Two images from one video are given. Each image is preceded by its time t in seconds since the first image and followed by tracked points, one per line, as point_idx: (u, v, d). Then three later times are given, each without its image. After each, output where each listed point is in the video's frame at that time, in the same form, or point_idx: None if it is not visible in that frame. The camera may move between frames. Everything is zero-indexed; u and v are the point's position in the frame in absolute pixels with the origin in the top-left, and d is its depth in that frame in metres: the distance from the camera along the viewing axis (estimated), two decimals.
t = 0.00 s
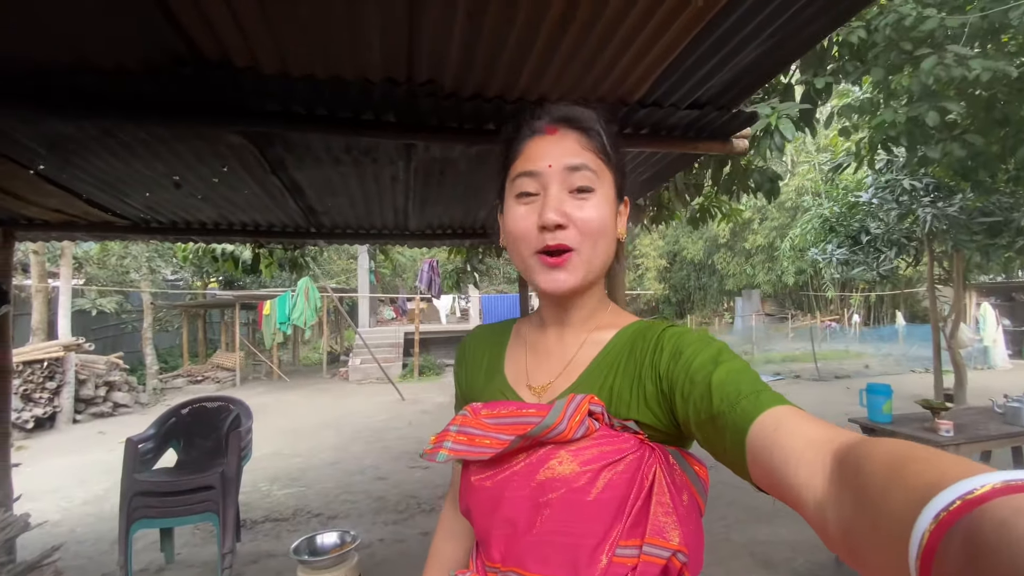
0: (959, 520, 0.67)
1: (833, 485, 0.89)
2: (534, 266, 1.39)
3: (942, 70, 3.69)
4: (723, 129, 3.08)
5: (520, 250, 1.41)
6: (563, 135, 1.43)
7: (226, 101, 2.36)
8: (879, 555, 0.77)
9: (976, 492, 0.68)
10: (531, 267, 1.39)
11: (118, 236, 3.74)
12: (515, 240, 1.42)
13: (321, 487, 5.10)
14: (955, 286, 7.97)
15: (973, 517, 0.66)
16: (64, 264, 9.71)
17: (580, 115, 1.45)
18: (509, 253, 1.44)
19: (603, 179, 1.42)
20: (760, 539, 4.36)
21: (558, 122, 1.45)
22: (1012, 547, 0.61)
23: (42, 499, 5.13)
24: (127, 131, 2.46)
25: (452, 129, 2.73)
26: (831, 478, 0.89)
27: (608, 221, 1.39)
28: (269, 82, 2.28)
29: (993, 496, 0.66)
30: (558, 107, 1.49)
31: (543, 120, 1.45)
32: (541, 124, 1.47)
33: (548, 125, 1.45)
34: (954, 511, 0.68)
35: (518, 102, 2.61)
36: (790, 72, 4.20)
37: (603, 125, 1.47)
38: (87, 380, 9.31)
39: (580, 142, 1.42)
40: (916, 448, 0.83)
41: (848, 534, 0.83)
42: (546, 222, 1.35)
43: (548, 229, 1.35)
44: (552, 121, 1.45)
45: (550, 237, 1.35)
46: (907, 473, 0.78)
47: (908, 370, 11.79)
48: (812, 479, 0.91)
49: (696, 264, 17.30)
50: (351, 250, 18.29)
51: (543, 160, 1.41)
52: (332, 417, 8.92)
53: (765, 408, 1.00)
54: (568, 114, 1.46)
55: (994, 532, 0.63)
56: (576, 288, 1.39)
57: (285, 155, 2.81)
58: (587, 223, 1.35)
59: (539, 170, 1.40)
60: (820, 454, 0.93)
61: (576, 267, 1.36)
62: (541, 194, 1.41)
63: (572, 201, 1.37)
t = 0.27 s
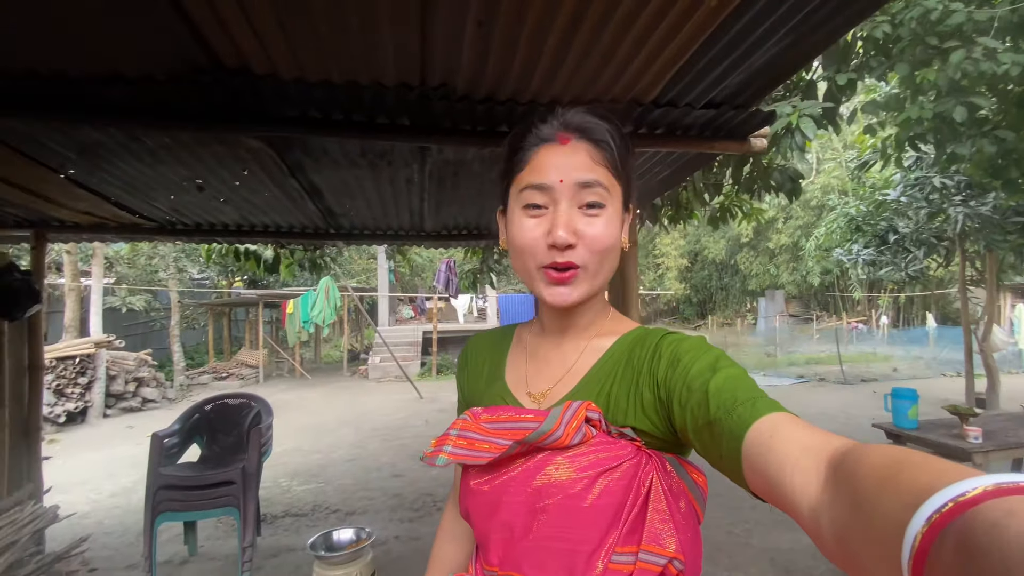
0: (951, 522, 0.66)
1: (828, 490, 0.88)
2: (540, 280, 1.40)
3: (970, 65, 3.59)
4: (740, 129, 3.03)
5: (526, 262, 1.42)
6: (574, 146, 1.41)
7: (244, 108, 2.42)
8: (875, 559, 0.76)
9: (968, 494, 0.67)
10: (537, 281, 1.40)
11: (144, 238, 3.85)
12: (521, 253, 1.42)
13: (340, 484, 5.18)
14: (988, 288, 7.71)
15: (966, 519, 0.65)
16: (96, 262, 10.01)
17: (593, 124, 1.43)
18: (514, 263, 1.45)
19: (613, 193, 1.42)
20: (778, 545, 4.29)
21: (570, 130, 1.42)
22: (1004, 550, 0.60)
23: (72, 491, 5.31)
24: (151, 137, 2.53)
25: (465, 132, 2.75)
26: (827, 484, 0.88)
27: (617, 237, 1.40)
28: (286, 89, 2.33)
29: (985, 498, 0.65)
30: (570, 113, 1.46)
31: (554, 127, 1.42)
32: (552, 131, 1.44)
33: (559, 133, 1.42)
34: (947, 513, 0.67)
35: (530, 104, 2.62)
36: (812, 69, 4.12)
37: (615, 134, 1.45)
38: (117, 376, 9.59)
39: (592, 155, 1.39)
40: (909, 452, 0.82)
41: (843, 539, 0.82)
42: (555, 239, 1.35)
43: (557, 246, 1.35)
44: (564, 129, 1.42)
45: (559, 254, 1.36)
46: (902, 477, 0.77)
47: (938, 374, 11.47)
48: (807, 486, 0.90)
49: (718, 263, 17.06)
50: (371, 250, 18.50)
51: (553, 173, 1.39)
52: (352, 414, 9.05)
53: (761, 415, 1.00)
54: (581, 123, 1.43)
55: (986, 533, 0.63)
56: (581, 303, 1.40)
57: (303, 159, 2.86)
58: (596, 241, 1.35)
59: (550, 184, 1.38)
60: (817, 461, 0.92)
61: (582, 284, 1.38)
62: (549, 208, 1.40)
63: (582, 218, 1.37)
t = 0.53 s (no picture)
0: (949, 515, 0.66)
1: (829, 486, 0.87)
2: (543, 275, 1.41)
3: (998, 57, 3.49)
4: (757, 124, 2.99)
5: (530, 257, 1.43)
6: (583, 143, 1.39)
7: (262, 107, 2.47)
8: (874, 553, 0.76)
9: (964, 486, 0.66)
10: (541, 276, 1.42)
11: (169, 234, 3.96)
12: (525, 248, 1.42)
13: (357, 476, 5.27)
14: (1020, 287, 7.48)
15: (963, 512, 0.65)
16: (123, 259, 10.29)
17: (603, 122, 1.41)
18: (518, 257, 1.45)
19: (620, 192, 1.41)
20: (795, 545, 4.25)
21: (579, 126, 1.41)
22: (1001, 542, 0.60)
23: (101, 479, 5.49)
24: (174, 136, 2.61)
25: (479, 129, 2.77)
26: (827, 479, 0.88)
27: (622, 235, 1.40)
28: (302, 88, 2.37)
29: (982, 491, 0.65)
30: (578, 109, 1.45)
31: (563, 123, 1.40)
32: (561, 126, 1.42)
33: (568, 129, 1.41)
34: (944, 506, 0.67)
35: (543, 101, 2.62)
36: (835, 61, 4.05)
37: (624, 131, 1.43)
38: (144, 369, 9.87)
39: (601, 153, 1.38)
40: (909, 446, 0.82)
41: (844, 533, 0.82)
42: (560, 237, 1.35)
43: (562, 244, 1.36)
44: (573, 125, 1.41)
45: (563, 251, 1.36)
46: (901, 471, 0.77)
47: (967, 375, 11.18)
48: (807, 481, 0.90)
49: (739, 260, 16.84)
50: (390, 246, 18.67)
51: (560, 169, 1.38)
52: (370, 408, 9.17)
53: (761, 411, 1.00)
54: (589, 119, 1.42)
55: (983, 526, 0.62)
56: (584, 298, 1.42)
57: (320, 157, 2.91)
58: (601, 240, 1.35)
59: (556, 181, 1.38)
60: (816, 456, 0.92)
61: (586, 282, 1.38)
62: (555, 204, 1.39)
63: (588, 217, 1.36)
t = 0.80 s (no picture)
0: (942, 511, 0.66)
1: (825, 482, 0.87)
2: (549, 277, 1.40)
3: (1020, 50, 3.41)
4: (771, 118, 2.96)
5: (536, 259, 1.41)
6: (589, 146, 1.37)
7: (275, 107, 2.51)
8: (870, 548, 0.76)
9: (957, 482, 0.67)
10: (546, 276, 1.40)
11: (186, 232, 4.04)
12: (531, 250, 1.41)
13: (370, 471, 5.33)
14: None
15: (956, 506, 0.65)
16: (143, 256, 10.48)
17: (609, 124, 1.39)
18: (523, 258, 1.44)
19: (626, 194, 1.39)
20: (809, 545, 4.21)
21: (585, 128, 1.38)
22: (992, 536, 0.60)
23: (122, 472, 5.62)
24: (190, 137, 2.66)
25: (488, 126, 2.77)
26: (823, 476, 0.87)
27: (628, 237, 1.39)
28: (313, 88, 2.40)
29: (974, 486, 0.65)
30: (584, 109, 1.42)
31: (569, 125, 1.38)
32: (566, 128, 1.40)
33: (573, 131, 1.38)
34: (937, 502, 0.67)
35: (553, 98, 2.62)
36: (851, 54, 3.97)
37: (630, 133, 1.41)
38: (164, 364, 10.06)
39: (607, 157, 1.36)
40: (905, 442, 0.82)
41: (839, 528, 0.82)
42: (566, 240, 1.34)
43: (568, 247, 1.34)
44: (579, 127, 1.38)
45: (569, 254, 1.35)
46: (897, 467, 0.77)
47: (989, 374, 10.94)
48: (804, 478, 0.90)
49: (756, 256, 16.71)
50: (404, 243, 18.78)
51: (566, 173, 1.36)
52: (383, 405, 9.25)
53: (759, 409, 0.99)
54: (595, 120, 1.39)
55: (975, 521, 0.62)
56: (588, 299, 1.40)
57: (332, 156, 2.94)
58: (607, 243, 1.34)
59: (563, 182, 1.36)
60: (813, 453, 0.91)
61: (591, 284, 1.38)
62: (561, 207, 1.37)
63: (594, 220, 1.35)
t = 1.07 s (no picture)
0: (943, 506, 0.64)
1: (827, 478, 0.85)
2: (555, 275, 1.37)
3: None
4: (780, 112, 2.93)
5: (541, 257, 1.38)
6: (594, 144, 1.34)
7: (282, 107, 2.52)
8: (871, 545, 0.74)
9: (958, 479, 0.65)
10: (552, 275, 1.37)
11: (197, 232, 4.08)
12: (536, 248, 1.38)
13: (380, 467, 5.37)
14: None
15: (955, 504, 0.63)
16: (154, 255, 10.60)
17: (614, 122, 1.36)
18: (529, 256, 1.41)
19: (632, 192, 1.36)
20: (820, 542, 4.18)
21: (590, 126, 1.36)
22: (991, 536, 0.58)
23: (137, 468, 5.71)
24: (200, 137, 2.68)
25: (494, 123, 2.77)
26: (825, 471, 0.86)
27: (634, 236, 1.35)
28: (320, 88, 2.41)
29: (974, 483, 0.63)
30: (589, 107, 1.40)
31: (574, 123, 1.35)
32: (572, 126, 1.37)
33: (578, 129, 1.36)
34: (937, 498, 0.65)
35: (559, 94, 2.62)
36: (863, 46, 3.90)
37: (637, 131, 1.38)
38: (177, 362, 10.18)
39: (613, 155, 1.33)
40: (907, 437, 0.80)
41: (841, 524, 0.80)
42: (570, 238, 1.31)
43: (572, 244, 1.31)
44: (584, 125, 1.36)
45: (573, 252, 1.32)
46: (898, 462, 0.75)
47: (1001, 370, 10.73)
48: (806, 473, 0.88)
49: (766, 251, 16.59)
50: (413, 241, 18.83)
51: (571, 171, 1.33)
52: (393, 401, 9.30)
53: (764, 404, 0.98)
54: (601, 118, 1.37)
55: (976, 518, 0.60)
56: (594, 297, 1.37)
57: (340, 155, 2.96)
58: (612, 241, 1.31)
59: (568, 180, 1.33)
60: (815, 447, 0.90)
61: (596, 283, 1.34)
62: (566, 205, 1.34)
63: (598, 217, 1.31)
